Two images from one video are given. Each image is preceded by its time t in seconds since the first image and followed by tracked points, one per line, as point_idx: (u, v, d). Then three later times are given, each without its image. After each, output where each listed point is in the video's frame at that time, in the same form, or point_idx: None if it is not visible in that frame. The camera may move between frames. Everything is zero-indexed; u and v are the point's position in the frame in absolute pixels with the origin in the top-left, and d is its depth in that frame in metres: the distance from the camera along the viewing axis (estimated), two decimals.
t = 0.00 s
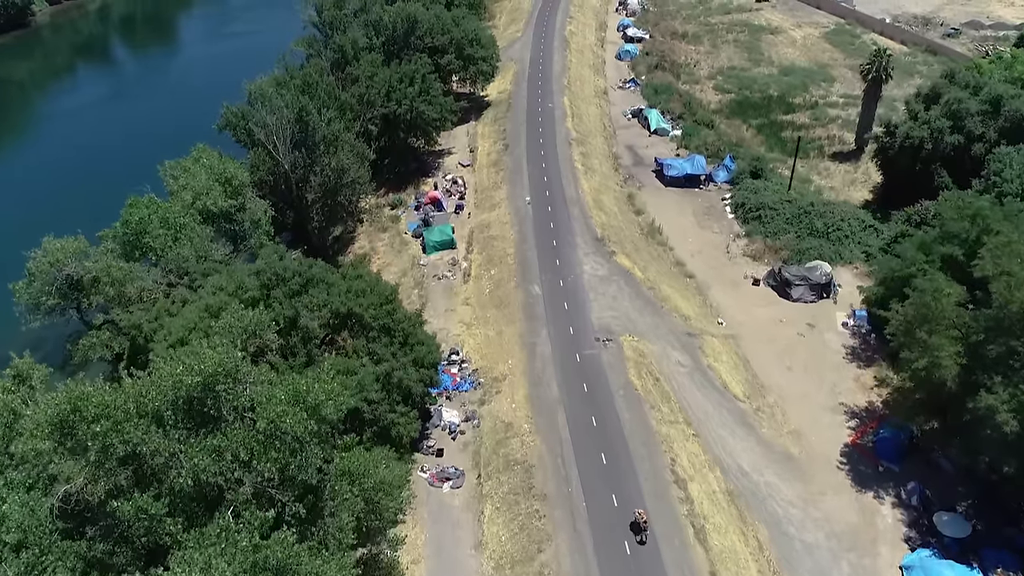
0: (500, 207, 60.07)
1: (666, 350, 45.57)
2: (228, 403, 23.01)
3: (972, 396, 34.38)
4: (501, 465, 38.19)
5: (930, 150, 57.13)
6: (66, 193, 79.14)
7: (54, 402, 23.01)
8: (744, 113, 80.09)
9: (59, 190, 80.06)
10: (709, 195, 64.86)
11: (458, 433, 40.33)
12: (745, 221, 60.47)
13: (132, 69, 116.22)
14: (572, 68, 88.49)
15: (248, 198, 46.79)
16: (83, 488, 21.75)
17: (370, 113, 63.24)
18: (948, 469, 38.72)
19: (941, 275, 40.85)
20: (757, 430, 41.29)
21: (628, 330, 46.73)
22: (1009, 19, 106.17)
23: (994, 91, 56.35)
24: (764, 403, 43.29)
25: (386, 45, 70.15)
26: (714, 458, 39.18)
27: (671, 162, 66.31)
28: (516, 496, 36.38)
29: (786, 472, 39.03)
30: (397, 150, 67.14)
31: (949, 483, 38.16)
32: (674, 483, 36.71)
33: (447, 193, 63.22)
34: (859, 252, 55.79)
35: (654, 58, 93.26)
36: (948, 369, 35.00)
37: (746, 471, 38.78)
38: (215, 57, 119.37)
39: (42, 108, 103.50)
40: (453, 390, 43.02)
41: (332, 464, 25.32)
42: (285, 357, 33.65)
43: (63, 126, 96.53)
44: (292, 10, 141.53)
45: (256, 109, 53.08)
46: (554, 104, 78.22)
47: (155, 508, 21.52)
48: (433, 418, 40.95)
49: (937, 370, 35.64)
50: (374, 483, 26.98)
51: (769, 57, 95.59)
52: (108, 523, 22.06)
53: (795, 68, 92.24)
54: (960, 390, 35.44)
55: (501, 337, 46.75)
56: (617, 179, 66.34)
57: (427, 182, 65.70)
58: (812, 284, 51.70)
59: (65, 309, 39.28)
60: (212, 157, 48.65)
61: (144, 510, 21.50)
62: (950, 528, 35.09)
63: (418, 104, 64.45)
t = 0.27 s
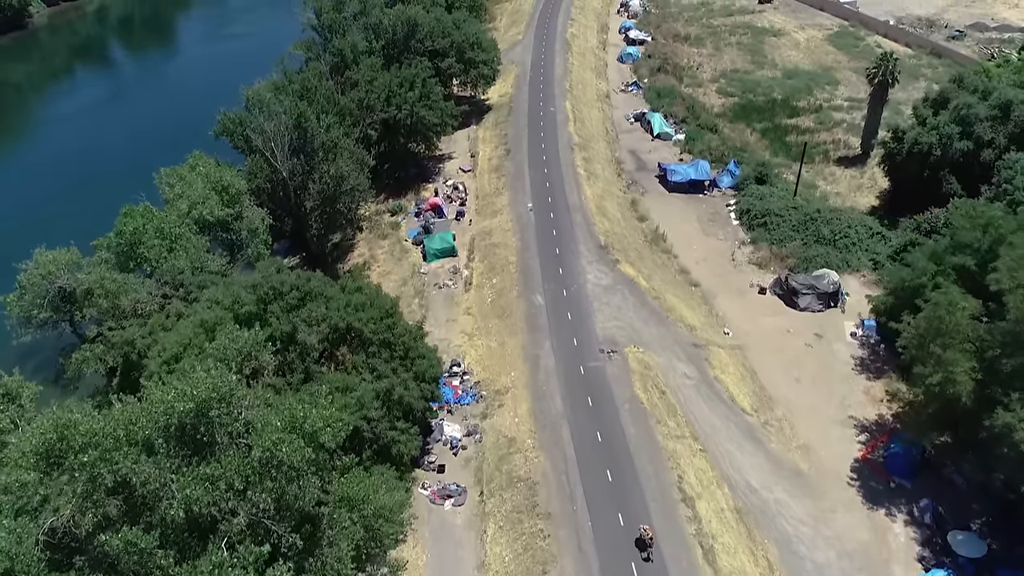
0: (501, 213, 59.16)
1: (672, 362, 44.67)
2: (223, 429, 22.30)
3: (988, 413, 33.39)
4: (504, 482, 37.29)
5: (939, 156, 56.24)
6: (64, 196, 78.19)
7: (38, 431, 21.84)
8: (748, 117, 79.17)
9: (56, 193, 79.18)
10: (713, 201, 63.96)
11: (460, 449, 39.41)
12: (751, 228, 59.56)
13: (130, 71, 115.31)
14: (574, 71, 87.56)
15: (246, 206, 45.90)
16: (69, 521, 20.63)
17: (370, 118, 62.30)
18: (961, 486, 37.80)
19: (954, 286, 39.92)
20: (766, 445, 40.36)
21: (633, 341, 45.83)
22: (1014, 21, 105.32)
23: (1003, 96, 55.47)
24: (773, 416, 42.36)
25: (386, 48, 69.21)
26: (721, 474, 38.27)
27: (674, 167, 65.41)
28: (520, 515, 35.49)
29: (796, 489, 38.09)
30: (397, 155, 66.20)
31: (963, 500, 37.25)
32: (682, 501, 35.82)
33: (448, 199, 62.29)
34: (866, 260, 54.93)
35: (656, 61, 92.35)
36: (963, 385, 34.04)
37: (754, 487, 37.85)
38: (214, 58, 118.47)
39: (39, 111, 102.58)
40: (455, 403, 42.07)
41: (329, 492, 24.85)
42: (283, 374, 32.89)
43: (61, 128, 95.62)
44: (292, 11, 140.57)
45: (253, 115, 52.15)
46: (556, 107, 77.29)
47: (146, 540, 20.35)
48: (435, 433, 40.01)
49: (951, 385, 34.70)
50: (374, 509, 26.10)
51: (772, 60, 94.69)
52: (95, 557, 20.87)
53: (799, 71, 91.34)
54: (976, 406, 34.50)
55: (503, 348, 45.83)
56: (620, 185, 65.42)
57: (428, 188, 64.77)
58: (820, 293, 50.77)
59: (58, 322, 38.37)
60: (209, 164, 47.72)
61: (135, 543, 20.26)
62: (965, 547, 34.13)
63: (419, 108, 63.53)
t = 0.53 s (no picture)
0: (503, 220, 58.26)
1: (677, 374, 43.78)
2: (218, 455, 21.52)
3: (1004, 430, 32.37)
4: (507, 500, 36.39)
5: (947, 163, 55.35)
6: (62, 199, 77.35)
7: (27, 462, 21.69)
8: (752, 121, 78.26)
9: (53, 195, 78.30)
10: (718, 207, 63.07)
11: (462, 464, 38.49)
12: (756, 235, 58.67)
13: (128, 72, 114.42)
14: (576, 74, 86.64)
15: (243, 215, 45.02)
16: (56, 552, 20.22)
17: (369, 123, 61.36)
18: (975, 502, 36.91)
19: (966, 297, 38.99)
20: (774, 460, 39.45)
21: (637, 353, 44.94)
22: (1018, 23, 104.44)
23: (1013, 101, 54.58)
24: (781, 430, 41.46)
25: (385, 52, 68.26)
26: (729, 491, 37.35)
27: (678, 173, 64.50)
28: (523, 535, 34.59)
29: (805, 506, 37.18)
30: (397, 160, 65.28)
31: (977, 517, 36.38)
32: (689, 520, 34.93)
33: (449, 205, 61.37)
34: (874, 268, 54.03)
35: (659, 64, 91.43)
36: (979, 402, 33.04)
37: (763, 505, 36.93)
38: (212, 59, 117.56)
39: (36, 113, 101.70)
40: (457, 417, 41.14)
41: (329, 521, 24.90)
42: (281, 391, 32.12)
43: (58, 131, 94.75)
44: (291, 12, 139.57)
45: (250, 122, 51.21)
46: (558, 111, 76.36)
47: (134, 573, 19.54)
48: (435, 448, 39.12)
49: (966, 402, 33.72)
50: (374, 536, 26.39)
51: (775, 63, 93.78)
52: None
53: (802, 74, 90.45)
54: (991, 423, 33.54)
55: (506, 359, 44.93)
56: (623, 191, 64.54)
57: (428, 194, 63.85)
58: (827, 302, 49.84)
59: (50, 336, 37.47)
60: (205, 171, 46.82)
61: None
62: (981, 568, 33.30)
63: (419, 113, 62.61)
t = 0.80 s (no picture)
0: (504, 227, 57.36)
1: (684, 387, 42.88)
2: (209, 486, 22.27)
3: (1022, 449, 31.43)
4: (510, 518, 35.50)
5: (957, 169, 54.43)
6: (59, 201, 76.52)
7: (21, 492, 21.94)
8: (755, 124, 77.35)
9: (49, 197, 77.35)
10: (722, 213, 62.16)
11: (464, 481, 37.61)
12: (762, 242, 57.78)
13: (125, 73, 113.52)
14: (577, 77, 85.74)
15: (239, 224, 44.14)
16: None
17: (368, 129, 60.42)
18: (990, 520, 36.03)
19: (980, 310, 38.00)
20: (783, 476, 38.54)
21: (643, 364, 44.03)
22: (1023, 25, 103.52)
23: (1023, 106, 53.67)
24: (789, 444, 40.55)
25: (385, 56, 67.34)
26: (738, 508, 36.45)
27: (682, 178, 63.60)
28: (527, 555, 33.72)
29: (816, 524, 36.26)
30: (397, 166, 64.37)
31: (992, 536, 35.50)
32: (697, 540, 34.06)
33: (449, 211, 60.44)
34: (882, 276, 53.12)
35: (661, 66, 90.53)
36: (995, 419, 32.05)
37: (772, 522, 36.03)
38: (210, 61, 116.60)
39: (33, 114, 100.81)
40: (458, 431, 40.24)
41: (327, 551, 24.80)
42: (278, 409, 31.27)
43: (55, 133, 93.89)
44: (290, 14, 138.64)
45: (248, 128, 50.32)
46: (560, 115, 75.43)
47: None
48: (436, 464, 38.24)
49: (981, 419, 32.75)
50: (374, 567, 26.08)
51: (779, 65, 92.89)
52: None
53: (806, 76, 89.55)
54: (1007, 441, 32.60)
55: (508, 371, 44.03)
56: (626, 197, 63.64)
57: (428, 200, 62.95)
58: (835, 312, 48.91)
59: (43, 350, 36.60)
60: (201, 179, 45.91)
61: None
62: None
63: (419, 118, 61.69)
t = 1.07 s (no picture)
0: (506, 234, 56.46)
1: (690, 400, 41.96)
2: (202, 519, 23.30)
3: None
4: (514, 537, 34.58)
5: (966, 175, 53.51)
6: (56, 203, 75.69)
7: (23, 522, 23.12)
8: (760, 128, 76.44)
9: (46, 200, 76.44)
10: (727, 219, 61.26)
11: (466, 498, 36.72)
12: (768, 249, 56.89)
13: (124, 75, 112.66)
14: (579, 80, 84.82)
15: (236, 234, 43.22)
16: None
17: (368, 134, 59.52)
18: (1005, 538, 35.09)
19: (995, 323, 37.04)
20: (793, 493, 37.61)
21: (648, 377, 43.11)
22: None
23: None
24: (799, 460, 39.64)
25: (385, 59, 66.41)
26: (747, 527, 35.51)
27: (686, 184, 62.69)
28: None
29: (827, 543, 35.31)
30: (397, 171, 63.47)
31: (1008, 555, 34.56)
32: (705, 560, 33.13)
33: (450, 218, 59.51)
34: (890, 285, 52.20)
35: (663, 69, 89.63)
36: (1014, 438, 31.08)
37: (783, 541, 35.08)
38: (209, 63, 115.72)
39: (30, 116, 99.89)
40: (460, 446, 39.34)
41: None
42: (274, 429, 30.51)
43: (53, 135, 93.04)
44: (289, 15, 137.72)
45: (245, 135, 49.42)
46: (562, 119, 74.48)
47: None
48: (438, 481, 37.35)
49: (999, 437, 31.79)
50: None
51: (782, 68, 91.97)
52: None
53: (810, 79, 88.63)
54: None
55: (512, 384, 43.13)
56: (629, 203, 62.72)
57: (429, 206, 62.03)
58: (844, 322, 47.99)
59: (35, 365, 35.69)
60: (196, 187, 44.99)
61: None
62: None
63: (419, 123, 60.78)
